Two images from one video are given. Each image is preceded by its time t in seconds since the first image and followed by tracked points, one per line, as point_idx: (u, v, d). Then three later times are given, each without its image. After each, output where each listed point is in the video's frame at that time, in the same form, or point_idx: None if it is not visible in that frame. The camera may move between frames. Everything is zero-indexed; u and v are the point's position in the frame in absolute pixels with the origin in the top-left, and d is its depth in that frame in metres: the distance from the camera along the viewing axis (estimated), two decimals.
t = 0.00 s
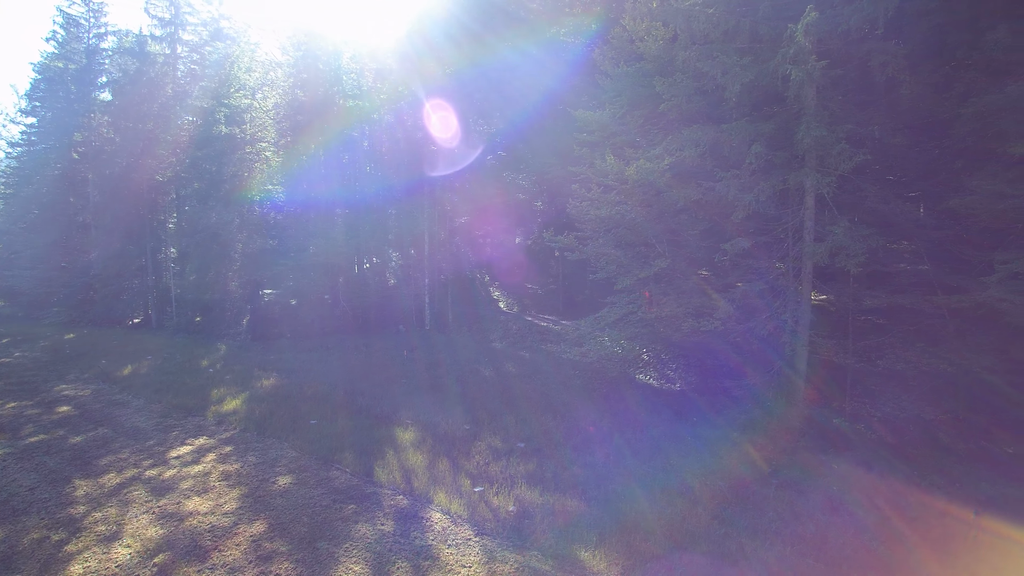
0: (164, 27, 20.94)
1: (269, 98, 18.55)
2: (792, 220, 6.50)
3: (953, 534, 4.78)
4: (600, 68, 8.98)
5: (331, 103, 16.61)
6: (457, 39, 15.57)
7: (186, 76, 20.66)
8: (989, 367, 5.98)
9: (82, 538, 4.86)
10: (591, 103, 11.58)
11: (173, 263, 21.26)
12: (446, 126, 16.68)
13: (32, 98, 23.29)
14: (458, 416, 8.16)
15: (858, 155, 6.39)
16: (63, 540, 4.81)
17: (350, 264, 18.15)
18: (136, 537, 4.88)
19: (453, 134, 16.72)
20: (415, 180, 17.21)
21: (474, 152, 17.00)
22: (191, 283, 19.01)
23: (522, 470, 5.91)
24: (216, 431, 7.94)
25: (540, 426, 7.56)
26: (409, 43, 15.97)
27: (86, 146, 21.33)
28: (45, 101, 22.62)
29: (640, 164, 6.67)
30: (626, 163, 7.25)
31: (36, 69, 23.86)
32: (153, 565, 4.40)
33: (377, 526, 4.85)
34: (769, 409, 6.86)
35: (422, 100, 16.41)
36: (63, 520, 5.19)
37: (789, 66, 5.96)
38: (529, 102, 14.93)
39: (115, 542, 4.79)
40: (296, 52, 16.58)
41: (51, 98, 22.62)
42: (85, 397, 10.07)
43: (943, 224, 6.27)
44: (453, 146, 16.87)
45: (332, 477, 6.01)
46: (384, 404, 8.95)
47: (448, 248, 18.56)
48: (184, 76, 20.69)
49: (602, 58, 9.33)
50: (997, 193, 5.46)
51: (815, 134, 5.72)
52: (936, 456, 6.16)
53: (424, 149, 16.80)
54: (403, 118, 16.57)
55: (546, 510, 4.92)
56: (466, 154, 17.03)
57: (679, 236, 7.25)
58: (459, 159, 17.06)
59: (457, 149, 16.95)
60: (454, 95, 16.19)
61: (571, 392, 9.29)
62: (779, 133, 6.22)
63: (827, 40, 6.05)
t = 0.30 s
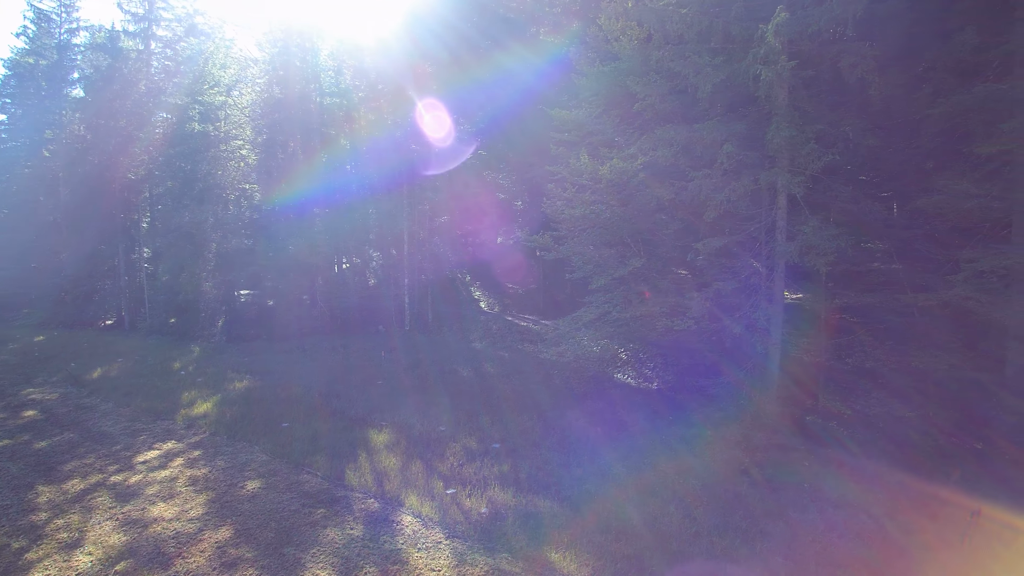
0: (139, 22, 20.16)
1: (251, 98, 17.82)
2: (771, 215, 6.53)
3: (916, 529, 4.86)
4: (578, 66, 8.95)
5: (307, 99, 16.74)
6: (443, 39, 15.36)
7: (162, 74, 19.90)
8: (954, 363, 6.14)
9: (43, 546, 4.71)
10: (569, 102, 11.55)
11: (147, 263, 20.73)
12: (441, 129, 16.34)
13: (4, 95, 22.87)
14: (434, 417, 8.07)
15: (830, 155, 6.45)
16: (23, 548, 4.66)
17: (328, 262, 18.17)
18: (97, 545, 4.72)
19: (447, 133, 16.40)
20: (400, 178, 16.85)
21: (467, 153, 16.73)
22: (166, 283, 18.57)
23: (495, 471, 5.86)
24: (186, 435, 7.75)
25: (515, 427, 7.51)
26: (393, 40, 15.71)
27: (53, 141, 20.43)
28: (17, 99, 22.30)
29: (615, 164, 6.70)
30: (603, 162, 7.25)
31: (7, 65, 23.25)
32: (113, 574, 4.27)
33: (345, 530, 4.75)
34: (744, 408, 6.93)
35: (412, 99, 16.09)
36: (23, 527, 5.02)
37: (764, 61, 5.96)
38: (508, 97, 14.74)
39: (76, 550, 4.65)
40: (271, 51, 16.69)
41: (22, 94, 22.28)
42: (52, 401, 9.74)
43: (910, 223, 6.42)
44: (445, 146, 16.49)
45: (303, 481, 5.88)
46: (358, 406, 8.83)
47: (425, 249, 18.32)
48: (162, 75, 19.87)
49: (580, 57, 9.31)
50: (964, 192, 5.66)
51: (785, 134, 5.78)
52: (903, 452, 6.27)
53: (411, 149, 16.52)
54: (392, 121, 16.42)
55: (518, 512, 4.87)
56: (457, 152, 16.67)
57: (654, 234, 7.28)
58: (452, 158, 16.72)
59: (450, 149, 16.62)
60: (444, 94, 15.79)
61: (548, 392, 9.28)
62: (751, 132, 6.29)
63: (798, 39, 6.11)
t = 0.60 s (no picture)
0: (116, 19, 19.37)
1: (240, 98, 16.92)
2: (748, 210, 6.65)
3: (896, 530, 4.79)
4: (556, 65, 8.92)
5: (288, 96, 16.50)
6: (435, 40, 15.31)
7: (139, 70, 19.07)
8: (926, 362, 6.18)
9: (2, 552, 4.56)
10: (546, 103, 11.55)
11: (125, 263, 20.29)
12: (434, 128, 16.10)
13: None
14: (411, 418, 7.99)
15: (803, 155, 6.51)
16: None
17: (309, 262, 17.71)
18: (59, 551, 4.58)
19: (441, 132, 16.11)
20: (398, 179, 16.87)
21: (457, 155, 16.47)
22: (146, 282, 19.01)
23: (469, 472, 5.81)
24: (157, 439, 7.57)
25: (492, 427, 7.47)
26: (383, 36, 15.65)
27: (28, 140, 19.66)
28: None
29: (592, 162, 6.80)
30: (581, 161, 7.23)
31: None
32: None
33: (313, 534, 4.67)
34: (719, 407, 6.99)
35: (404, 96, 16.07)
36: None
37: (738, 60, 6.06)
38: (491, 93, 14.38)
39: (36, 556, 4.51)
40: (250, 47, 16.46)
41: None
42: (20, 404, 9.44)
43: (884, 223, 6.49)
44: (441, 145, 16.38)
45: (273, 485, 5.76)
46: (334, 408, 8.72)
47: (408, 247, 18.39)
48: (141, 73, 19.06)
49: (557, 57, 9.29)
50: (934, 190, 5.79)
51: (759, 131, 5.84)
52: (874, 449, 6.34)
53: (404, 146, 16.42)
54: (388, 117, 16.32)
55: (490, 513, 4.82)
56: (449, 154, 16.56)
57: (632, 230, 7.36)
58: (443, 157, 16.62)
59: (445, 149, 16.50)
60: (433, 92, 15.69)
61: (528, 393, 9.25)
62: (725, 132, 6.37)
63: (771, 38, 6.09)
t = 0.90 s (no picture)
0: (108, 19, 19.11)
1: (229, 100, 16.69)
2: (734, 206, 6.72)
3: (891, 531, 4.67)
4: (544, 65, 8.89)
5: (279, 96, 16.59)
6: (434, 41, 15.05)
7: (132, 70, 19.01)
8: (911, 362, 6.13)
9: None
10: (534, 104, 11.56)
11: (116, 264, 20.16)
12: (433, 130, 15.61)
13: None
14: (396, 419, 7.94)
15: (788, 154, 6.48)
16: None
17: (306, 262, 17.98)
18: (34, 553, 4.52)
19: (440, 133, 15.53)
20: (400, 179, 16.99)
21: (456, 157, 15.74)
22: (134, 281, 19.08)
23: (451, 474, 5.75)
24: (140, 440, 7.49)
25: (477, 428, 7.43)
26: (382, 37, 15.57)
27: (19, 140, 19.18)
28: None
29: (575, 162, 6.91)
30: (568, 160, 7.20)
31: None
32: None
33: (289, 536, 4.62)
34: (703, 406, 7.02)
35: (404, 96, 15.87)
36: None
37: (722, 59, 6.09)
38: (489, 93, 14.02)
39: (10, 559, 4.43)
40: (242, 47, 16.43)
41: None
42: (4, 405, 9.29)
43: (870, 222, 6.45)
44: (439, 145, 15.79)
45: (252, 486, 5.72)
46: (319, 409, 8.67)
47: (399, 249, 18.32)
48: (135, 72, 19.01)
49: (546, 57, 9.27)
50: (918, 189, 5.76)
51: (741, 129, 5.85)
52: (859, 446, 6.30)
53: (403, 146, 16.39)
54: (386, 117, 16.39)
55: (468, 515, 4.78)
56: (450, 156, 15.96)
57: (618, 229, 7.36)
58: (444, 158, 16.09)
59: (445, 150, 15.87)
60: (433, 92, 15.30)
61: (515, 393, 9.21)
62: (707, 132, 6.39)
63: (755, 37, 6.04)
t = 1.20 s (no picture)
0: (103, 19, 18.86)
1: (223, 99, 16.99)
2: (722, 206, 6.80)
3: (876, 531, 4.62)
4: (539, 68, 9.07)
5: (274, 97, 16.55)
6: (436, 41, 14.84)
7: (127, 71, 18.70)
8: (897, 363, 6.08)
9: None
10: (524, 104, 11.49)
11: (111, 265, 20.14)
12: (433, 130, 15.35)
13: None
14: (384, 420, 7.95)
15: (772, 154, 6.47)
16: None
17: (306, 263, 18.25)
18: (12, 553, 4.38)
19: (439, 133, 15.28)
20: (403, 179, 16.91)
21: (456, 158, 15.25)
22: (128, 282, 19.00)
23: (434, 475, 5.73)
24: (127, 440, 7.40)
25: (464, 428, 7.43)
26: (385, 37, 15.43)
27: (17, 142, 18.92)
28: None
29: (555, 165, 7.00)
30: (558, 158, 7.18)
31: None
32: None
33: (268, 538, 4.56)
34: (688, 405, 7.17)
35: (406, 97, 15.71)
36: None
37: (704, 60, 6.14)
38: (489, 92, 13.63)
39: None
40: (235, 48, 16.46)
41: None
42: None
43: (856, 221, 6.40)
44: (438, 146, 15.54)
45: (235, 488, 5.67)
46: (308, 409, 8.68)
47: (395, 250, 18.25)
48: (129, 73, 18.71)
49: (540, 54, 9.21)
50: (900, 189, 5.73)
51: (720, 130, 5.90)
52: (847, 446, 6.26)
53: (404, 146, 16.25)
54: (385, 117, 16.32)
55: (449, 517, 4.74)
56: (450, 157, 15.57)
57: (605, 229, 7.33)
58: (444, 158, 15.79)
59: (443, 150, 15.59)
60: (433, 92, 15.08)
61: (504, 393, 9.21)
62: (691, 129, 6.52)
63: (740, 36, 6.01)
